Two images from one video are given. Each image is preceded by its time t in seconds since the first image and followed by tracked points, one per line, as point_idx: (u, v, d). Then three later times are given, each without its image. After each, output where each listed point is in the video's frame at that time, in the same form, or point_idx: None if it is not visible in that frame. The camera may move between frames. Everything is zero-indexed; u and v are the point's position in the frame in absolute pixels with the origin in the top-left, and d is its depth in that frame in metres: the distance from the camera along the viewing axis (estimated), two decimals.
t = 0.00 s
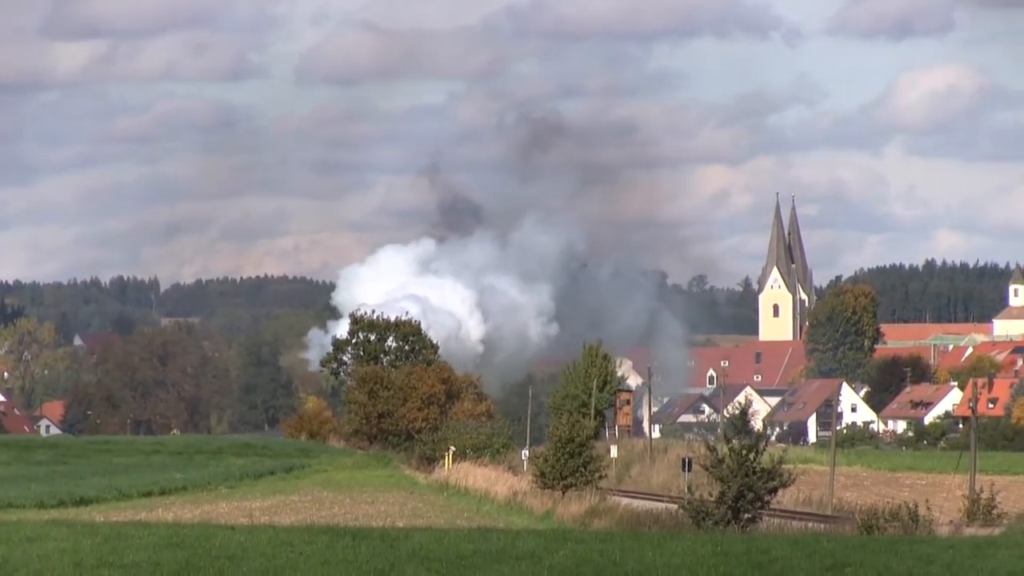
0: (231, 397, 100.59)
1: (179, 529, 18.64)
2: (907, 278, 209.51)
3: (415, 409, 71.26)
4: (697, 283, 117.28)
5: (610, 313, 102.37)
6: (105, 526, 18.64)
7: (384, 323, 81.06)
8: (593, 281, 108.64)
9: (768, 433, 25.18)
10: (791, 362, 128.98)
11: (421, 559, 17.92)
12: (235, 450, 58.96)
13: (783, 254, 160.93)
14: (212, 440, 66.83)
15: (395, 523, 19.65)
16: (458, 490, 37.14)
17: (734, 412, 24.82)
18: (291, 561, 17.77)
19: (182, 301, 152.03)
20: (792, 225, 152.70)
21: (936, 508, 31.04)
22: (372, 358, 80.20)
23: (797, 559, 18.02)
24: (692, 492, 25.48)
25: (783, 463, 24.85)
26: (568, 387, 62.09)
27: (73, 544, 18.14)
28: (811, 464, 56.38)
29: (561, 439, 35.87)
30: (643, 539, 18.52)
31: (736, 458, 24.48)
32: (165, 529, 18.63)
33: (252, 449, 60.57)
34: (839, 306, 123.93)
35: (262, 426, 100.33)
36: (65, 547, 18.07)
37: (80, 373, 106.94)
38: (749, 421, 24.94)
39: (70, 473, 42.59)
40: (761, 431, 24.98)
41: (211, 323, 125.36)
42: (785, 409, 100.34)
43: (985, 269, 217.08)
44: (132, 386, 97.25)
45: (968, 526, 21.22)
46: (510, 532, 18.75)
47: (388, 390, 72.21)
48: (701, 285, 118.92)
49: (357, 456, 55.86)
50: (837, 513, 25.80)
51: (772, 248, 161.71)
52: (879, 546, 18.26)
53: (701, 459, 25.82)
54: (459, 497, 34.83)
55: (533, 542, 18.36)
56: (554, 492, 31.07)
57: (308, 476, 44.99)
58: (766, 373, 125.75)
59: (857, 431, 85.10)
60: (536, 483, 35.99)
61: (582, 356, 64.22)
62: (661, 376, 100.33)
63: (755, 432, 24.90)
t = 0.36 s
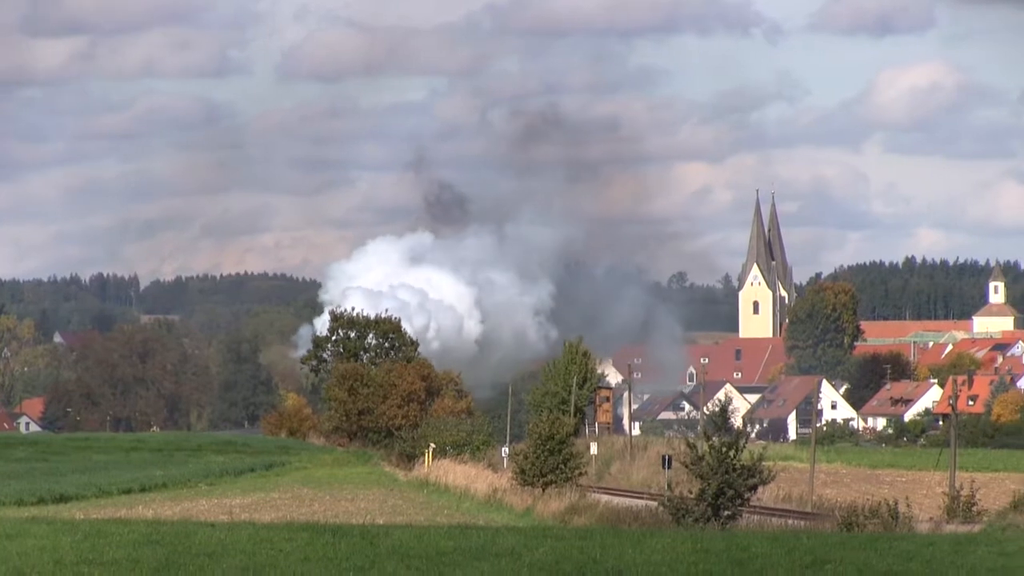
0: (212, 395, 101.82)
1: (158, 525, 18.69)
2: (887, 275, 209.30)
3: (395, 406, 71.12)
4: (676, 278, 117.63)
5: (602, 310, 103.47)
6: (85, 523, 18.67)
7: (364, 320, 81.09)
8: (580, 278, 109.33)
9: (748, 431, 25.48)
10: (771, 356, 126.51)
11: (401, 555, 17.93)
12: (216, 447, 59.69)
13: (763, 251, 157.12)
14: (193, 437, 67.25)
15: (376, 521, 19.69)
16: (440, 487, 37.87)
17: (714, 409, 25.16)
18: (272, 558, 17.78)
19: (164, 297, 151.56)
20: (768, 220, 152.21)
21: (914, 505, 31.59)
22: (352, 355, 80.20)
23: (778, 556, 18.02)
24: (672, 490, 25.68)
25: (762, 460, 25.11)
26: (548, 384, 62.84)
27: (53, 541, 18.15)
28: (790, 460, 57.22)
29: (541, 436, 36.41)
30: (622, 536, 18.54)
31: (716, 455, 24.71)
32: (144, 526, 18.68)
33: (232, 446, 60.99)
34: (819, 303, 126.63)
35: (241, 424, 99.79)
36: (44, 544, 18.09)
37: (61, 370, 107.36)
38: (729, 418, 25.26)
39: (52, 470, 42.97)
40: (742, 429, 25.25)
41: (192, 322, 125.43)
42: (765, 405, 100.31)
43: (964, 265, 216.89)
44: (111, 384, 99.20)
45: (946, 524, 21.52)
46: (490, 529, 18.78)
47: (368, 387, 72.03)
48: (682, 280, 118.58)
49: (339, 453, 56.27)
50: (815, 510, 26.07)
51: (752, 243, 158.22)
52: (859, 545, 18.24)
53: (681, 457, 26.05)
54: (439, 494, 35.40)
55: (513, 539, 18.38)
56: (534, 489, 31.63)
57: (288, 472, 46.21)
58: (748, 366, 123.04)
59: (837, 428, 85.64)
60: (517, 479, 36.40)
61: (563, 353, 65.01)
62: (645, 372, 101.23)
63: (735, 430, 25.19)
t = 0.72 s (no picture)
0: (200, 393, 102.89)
1: (145, 525, 18.78)
2: (874, 274, 208.92)
3: (382, 404, 71.65)
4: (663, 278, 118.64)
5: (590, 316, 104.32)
6: (71, 522, 18.75)
7: (351, 319, 81.27)
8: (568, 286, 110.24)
9: (736, 430, 25.81)
10: (757, 360, 125.11)
11: (387, 555, 17.94)
12: (205, 446, 60.04)
13: (751, 251, 153.97)
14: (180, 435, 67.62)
15: (363, 521, 19.75)
16: (428, 485, 38.42)
17: (701, 408, 25.55)
18: (259, 557, 17.79)
19: (152, 298, 151.91)
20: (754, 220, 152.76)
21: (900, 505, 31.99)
22: (339, 354, 80.36)
23: (765, 555, 18.04)
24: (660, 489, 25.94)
25: (750, 459, 25.42)
26: (535, 384, 63.19)
27: (41, 540, 18.18)
28: (777, 459, 57.72)
29: (528, 436, 36.58)
30: (609, 536, 18.58)
31: (703, 455, 24.99)
32: (131, 525, 18.76)
33: (219, 445, 61.28)
34: (807, 301, 125.25)
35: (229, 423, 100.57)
36: (32, 543, 18.12)
37: (49, 370, 108.11)
38: (716, 417, 25.61)
39: (43, 468, 43.42)
40: (729, 429, 25.57)
41: (180, 324, 125.44)
42: (751, 406, 100.39)
43: (951, 264, 216.46)
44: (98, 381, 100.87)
45: (931, 524, 21.83)
46: (478, 530, 18.84)
47: (355, 386, 72.34)
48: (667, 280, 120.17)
49: (327, 452, 56.50)
50: (804, 509, 26.42)
51: (740, 243, 154.24)
52: (847, 544, 18.27)
53: (669, 456, 26.36)
54: (427, 493, 35.88)
55: (501, 538, 18.41)
56: (521, 489, 31.96)
57: (277, 470, 46.45)
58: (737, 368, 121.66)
59: (823, 427, 86.31)
60: (504, 479, 36.65)
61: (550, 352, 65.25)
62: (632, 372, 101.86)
63: (723, 429, 25.50)
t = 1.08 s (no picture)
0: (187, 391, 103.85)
1: (130, 525, 18.85)
2: (861, 273, 208.92)
3: (369, 403, 71.57)
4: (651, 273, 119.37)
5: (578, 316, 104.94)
6: (57, 520, 18.88)
7: (338, 317, 81.24)
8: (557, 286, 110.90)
9: (723, 428, 25.99)
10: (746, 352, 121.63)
11: (374, 552, 17.98)
12: (190, 444, 60.14)
13: (737, 248, 152.10)
14: (165, 433, 67.56)
15: (350, 521, 19.80)
16: (414, 484, 38.55)
17: (689, 407, 25.73)
18: (246, 554, 17.77)
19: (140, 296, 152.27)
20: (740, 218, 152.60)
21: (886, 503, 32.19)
22: (326, 352, 80.37)
23: (752, 553, 18.05)
24: (647, 486, 26.14)
25: (737, 458, 25.59)
26: (521, 381, 63.32)
27: (26, 540, 18.19)
28: (764, 457, 57.90)
29: (515, 434, 36.65)
30: (596, 535, 18.62)
31: (690, 452, 25.15)
32: (117, 525, 18.82)
33: (206, 443, 61.37)
34: (793, 300, 125.29)
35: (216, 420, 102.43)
36: (18, 541, 18.14)
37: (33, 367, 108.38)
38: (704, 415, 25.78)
39: (29, 466, 43.52)
40: (716, 426, 25.74)
41: (167, 326, 125.29)
42: (738, 402, 100.31)
43: (938, 262, 216.30)
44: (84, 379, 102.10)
45: (916, 522, 22.05)
46: (465, 528, 18.90)
47: (342, 384, 72.42)
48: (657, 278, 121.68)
49: (313, 450, 56.53)
50: (791, 507, 26.61)
51: (726, 241, 152.91)
52: (833, 542, 18.31)
53: (656, 454, 26.53)
54: (415, 491, 36.03)
55: (489, 537, 18.48)
56: (509, 488, 32.14)
57: (262, 469, 46.47)
58: (724, 359, 118.93)
59: (808, 426, 86.79)
60: (490, 476, 36.79)
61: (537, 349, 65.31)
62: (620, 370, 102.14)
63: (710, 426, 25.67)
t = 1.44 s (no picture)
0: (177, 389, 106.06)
1: (120, 523, 18.89)
2: (852, 269, 208.97)
3: (359, 400, 71.55)
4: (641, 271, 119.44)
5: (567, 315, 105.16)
6: (48, 518, 18.93)
7: (328, 315, 81.26)
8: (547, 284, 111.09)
9: (713, 425, 26.09)
10: (736, 350, 120.88)
11: (365, 549, 17.99)
12: (181, 441, 60.18)
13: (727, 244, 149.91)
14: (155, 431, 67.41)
15: (341, 518, 19.85)
16: (405, 481, 38.64)
17: (680, 404, 25.83)
18: (237, 552, 17.78)
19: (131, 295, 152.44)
20: (731, 214, 152.30)
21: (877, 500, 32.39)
22: (317, 349, 80.36)
23: (743, 550, 18.08)
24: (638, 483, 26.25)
25: (728, 455, 25.71)
26: (512, 378, 63.44)
27: (18, 536, 18.21)
28: (755, 454, 58.10)
29: (506, 431, 36.73)
30: (586, 533, 18.67)
31: (681, 450, 25.29)
32: (107, 523, 18.87)
33: (196, 440, 61.42)
34: (785, 297, 125.38)
35: (207, 417, 105.98)
36: (10, 538, 18.16)
37: (23, 363, 107.08)
38: (694, 413, 25.89)
39: (20, 462, 43.51)
40: (707, 423, 25.85)
41: (157, 325, 125.05)
42: (729, 399, 100.33)
43: (929, 259, 216.43)
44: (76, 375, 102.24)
45: (908, 519, 22.20)
46: (456, 525, 18.95)
47: (333, 381, 72.40)
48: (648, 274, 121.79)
49: (303, 446, 56.50)
50: (781, 504, 26.76)
51: (716, 239, 152.42)
52: (824, 539, 18.35)
53: (647, 450, 26.61)
54: (406, 488, 36.13)
55: (479, 534, 18.53)
56: (500, 485, 32.30)
57: (253, 466, 46.55)
58: (711, 357, 118.37)
59: (798, 424, 87.01)
60: (482, 474, 36.91)
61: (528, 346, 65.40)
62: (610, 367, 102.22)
63: (701, 424, 25.78)
